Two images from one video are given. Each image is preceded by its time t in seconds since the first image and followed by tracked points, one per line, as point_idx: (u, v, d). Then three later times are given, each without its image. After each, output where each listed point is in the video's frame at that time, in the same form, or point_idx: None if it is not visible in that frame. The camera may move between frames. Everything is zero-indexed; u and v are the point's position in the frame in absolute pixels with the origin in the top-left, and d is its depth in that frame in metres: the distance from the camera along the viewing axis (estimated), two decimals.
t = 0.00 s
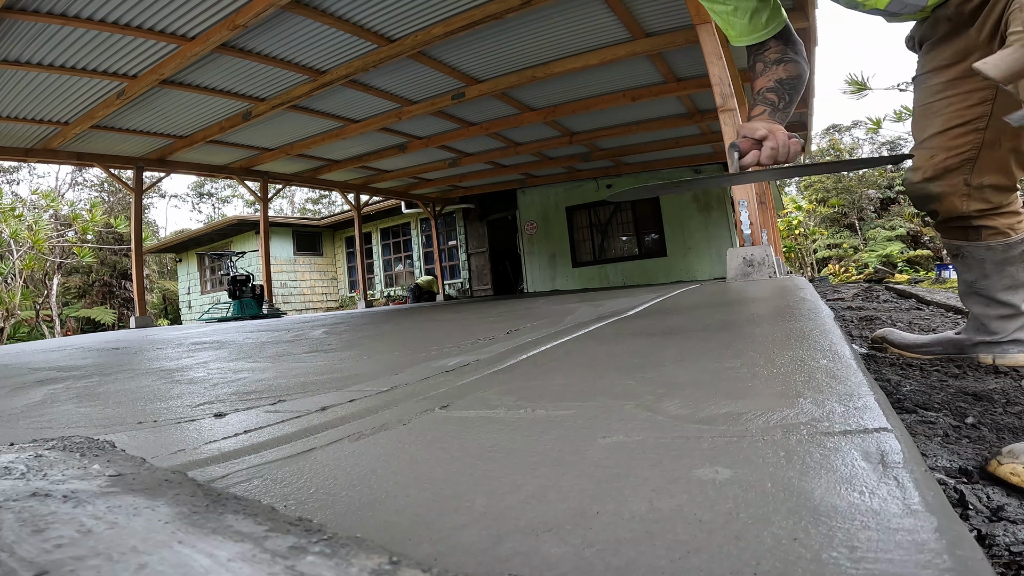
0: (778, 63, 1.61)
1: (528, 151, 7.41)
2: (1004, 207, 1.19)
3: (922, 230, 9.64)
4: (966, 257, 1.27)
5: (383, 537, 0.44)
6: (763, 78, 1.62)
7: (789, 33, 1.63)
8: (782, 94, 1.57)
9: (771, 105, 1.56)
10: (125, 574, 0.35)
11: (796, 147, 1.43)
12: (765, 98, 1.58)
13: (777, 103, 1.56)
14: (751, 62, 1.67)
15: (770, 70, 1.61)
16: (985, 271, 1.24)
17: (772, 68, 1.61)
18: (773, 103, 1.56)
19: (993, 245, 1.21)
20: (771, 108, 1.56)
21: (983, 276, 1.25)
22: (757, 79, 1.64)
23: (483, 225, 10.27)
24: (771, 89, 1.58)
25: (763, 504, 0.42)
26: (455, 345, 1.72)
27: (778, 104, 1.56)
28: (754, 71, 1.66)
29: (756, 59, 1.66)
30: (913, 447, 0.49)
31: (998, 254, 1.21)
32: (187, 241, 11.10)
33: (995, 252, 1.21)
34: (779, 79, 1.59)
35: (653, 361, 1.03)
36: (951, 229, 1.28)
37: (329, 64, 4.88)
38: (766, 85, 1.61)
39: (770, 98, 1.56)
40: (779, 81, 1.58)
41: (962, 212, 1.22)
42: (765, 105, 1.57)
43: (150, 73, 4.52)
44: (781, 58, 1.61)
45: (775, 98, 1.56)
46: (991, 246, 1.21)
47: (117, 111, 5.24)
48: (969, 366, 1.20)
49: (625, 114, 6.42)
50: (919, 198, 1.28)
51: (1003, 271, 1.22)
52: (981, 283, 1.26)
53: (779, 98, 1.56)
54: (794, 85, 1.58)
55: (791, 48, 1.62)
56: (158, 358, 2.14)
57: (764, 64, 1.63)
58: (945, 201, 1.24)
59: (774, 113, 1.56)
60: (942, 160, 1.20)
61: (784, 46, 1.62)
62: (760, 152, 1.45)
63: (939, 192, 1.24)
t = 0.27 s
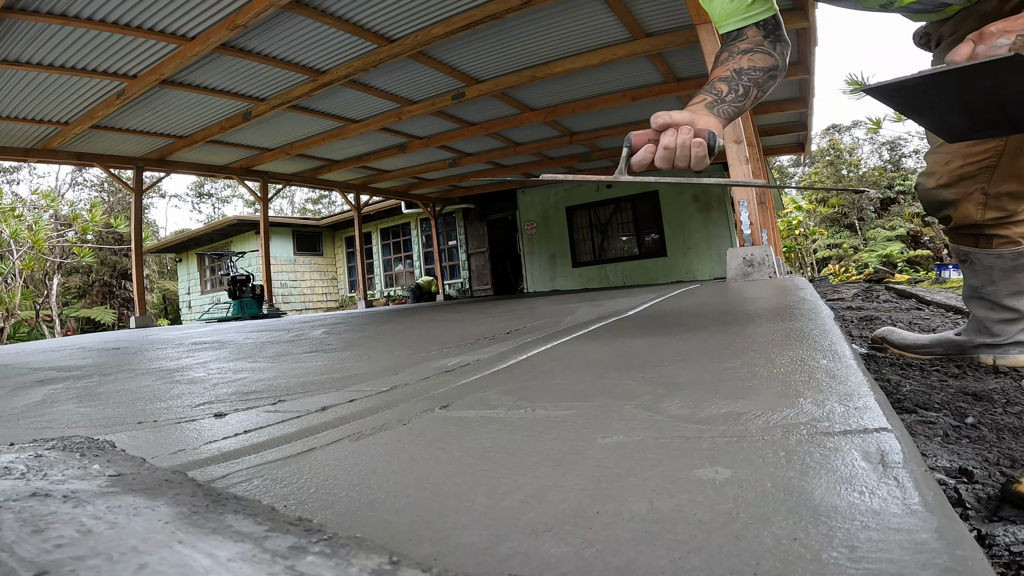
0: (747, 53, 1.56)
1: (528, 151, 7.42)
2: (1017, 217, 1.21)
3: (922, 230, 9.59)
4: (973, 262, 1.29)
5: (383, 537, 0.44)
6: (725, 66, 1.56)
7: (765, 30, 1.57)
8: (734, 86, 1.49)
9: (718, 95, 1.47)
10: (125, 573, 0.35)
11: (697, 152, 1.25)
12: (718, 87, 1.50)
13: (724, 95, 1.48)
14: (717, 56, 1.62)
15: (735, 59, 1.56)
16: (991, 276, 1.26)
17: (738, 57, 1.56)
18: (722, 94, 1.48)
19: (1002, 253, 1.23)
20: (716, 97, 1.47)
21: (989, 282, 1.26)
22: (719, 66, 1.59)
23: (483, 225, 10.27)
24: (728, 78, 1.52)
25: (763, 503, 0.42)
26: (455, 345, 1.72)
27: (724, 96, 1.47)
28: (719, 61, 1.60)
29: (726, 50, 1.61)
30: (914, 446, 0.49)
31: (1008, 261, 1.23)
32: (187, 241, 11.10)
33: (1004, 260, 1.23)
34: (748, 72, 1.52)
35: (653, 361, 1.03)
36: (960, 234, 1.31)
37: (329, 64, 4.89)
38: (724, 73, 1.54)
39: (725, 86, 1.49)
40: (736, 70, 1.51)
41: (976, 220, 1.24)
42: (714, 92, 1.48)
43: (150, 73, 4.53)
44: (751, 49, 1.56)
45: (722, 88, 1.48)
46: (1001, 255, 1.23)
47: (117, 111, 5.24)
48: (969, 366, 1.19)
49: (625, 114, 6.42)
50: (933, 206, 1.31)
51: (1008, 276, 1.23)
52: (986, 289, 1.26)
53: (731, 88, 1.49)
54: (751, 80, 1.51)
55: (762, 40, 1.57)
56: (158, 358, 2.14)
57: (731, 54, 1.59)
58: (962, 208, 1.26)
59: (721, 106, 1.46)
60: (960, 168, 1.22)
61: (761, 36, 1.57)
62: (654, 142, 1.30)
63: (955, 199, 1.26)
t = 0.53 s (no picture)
0: (766, 45, 1.17)
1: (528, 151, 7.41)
2: None
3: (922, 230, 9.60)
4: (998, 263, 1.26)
5: (383, 538, 0.44)
6: (740, 67, 1.18)
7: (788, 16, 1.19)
8: (757, 100, 1.10)
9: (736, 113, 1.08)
10: (125, 573, 0.35)
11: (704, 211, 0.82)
12: (734, 102, 1.10)
13: (742, 113, 1.08)
14: (725, 57, 1.25)
15: (753, 54, 1.17)
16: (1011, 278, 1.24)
17: (758, 51, 1.17)
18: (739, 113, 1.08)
19: None
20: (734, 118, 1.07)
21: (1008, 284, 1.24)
22: (730, 70, 1.20)
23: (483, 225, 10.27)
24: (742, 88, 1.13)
25: (764, 503, 0.42)
26: (455, 345, 1.71)
27: (749, 111, 1.08)
28: (728, 64, 1.22)
29: (737, 44, 1.22)
30: (914, 447, 0.48)
31: None
32: (187, 241, 11.11)
33: None
34: (776, 72, 1.14)
35: (654, 360, 1.03)
36: (991, 233, 1.27)
37: (328, 64, 4.89)
38: (738, 82, 1.15)
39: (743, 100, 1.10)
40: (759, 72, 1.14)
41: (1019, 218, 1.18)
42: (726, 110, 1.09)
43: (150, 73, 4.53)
44: (774, 38, 1.17)
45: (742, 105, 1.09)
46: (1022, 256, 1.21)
47: (116, 111, 5.24)
48: (969, 366, 1.18)
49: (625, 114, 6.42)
50: (976, 204, 1.26)
51: None
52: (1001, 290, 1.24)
53: (752, 101, 1.10)
54: (778, 84, 1.12)
55: (785, 27, 1.18)
56: (158, 358, 2.14)
57: (743, 50, 1.20)
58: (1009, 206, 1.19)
59: (749, 125, 1.07)
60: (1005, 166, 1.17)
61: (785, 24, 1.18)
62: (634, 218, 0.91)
63: (1005, 196, 1.20)
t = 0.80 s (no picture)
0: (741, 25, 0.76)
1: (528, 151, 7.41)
2: None
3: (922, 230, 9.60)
4: (998, 263, 1.25)
5: (382, 540, 0.44)
6: (703, 55, 0.76)
7: None
8: (720, 106, 0.69)
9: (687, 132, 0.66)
10: (126, 573, 0.35)
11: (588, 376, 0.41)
12: (688, 110, 0.68)
13: (698, 131, 0.66)
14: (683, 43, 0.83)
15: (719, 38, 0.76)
16: (1013, 277, 1.23)
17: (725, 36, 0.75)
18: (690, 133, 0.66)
19: None
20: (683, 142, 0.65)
21: (1009, 283, 1.23)
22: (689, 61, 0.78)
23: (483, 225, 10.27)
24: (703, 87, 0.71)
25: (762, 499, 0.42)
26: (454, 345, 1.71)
27: (709, 129, 0.66)
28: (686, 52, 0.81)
29: (703, 22, 0.81)
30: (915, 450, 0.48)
31: None
32: (187, 241, 11.11)
33: None
34: (754, 63, 0.72)
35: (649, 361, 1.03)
36: (994, 232, 1.25)
37: (328, 64, 4.88)
38: (696, 79, 0.73)
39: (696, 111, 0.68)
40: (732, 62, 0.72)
41: None
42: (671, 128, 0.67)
43: (150, 73, 4.52)
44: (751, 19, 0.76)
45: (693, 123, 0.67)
46: None
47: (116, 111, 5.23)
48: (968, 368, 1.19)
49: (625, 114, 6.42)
50: (985, 204, 1.21)
51: None
52: (1004, 289, 1.23)
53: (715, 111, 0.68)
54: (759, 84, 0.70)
55: (772, 4, 0.78)
56: (158, 358, 2.14)
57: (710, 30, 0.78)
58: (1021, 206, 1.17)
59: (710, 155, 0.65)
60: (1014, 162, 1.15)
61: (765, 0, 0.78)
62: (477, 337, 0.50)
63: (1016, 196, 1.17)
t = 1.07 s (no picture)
0: (702, 27, 0.71)
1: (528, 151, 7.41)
2: None
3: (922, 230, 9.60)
4: (1000, 262, 1.25)
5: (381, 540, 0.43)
6: (659, 59, 0.72)
7: None
8: (667, 122, 0.65)
9: (630, 158, 0.63)
10: (126, 573, 0.35)
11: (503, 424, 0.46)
12: (634, 131, 0.65)
13: (641, 156, 0.63)
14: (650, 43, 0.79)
15: (677, 41, 0.72)
16: (1014, 276, 1.22)
17: (684, 41, 0.71)
18: (633, 157, 0.63)
19: None
20: (619, 172, 0.63)
21: (1010, 282, 1.22)
22: (648, 65, 0.74)
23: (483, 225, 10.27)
24: (651, 101, 0.67)
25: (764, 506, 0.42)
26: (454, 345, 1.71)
27: (653, 153, 0.63)
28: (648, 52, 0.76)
29: (666, 23, 0.77)
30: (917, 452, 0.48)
31: None
32: (187, 241, 11.11)
33: None
34: (708, 73, 0.67)
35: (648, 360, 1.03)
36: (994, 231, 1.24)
37: (328, 64, 4.88)
38: (645, 92, 0.69)
39: (641, 133, 0.65)
40: (684, 74, 0.68)
41: None
42: (613, 152, 0.64)
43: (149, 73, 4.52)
44: (715, 19, 0.72)
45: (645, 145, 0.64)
46: None
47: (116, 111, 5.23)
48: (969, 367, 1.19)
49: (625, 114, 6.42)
50: (987, 202, 1.20)
51: None
52: (1005, 289, 1.23)
53: (663, 131, 0.64)
54: (713, 100, 0.66)
55: None
56: (157, 358, 2.14)
57: (671, 31, 0.74)
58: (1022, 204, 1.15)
59: (649, 184, 0.63)
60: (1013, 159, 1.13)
61: None
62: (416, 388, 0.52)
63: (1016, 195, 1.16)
